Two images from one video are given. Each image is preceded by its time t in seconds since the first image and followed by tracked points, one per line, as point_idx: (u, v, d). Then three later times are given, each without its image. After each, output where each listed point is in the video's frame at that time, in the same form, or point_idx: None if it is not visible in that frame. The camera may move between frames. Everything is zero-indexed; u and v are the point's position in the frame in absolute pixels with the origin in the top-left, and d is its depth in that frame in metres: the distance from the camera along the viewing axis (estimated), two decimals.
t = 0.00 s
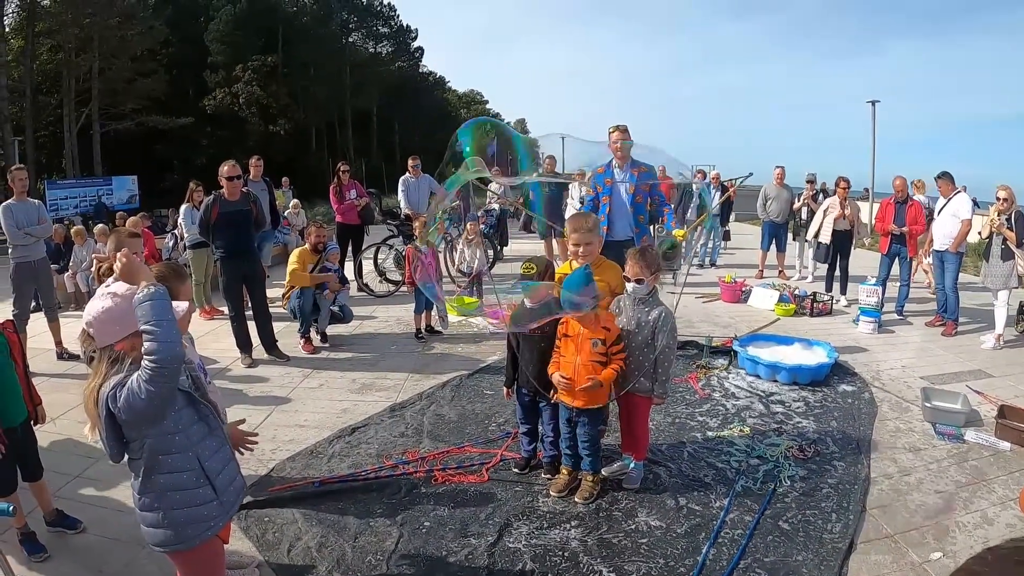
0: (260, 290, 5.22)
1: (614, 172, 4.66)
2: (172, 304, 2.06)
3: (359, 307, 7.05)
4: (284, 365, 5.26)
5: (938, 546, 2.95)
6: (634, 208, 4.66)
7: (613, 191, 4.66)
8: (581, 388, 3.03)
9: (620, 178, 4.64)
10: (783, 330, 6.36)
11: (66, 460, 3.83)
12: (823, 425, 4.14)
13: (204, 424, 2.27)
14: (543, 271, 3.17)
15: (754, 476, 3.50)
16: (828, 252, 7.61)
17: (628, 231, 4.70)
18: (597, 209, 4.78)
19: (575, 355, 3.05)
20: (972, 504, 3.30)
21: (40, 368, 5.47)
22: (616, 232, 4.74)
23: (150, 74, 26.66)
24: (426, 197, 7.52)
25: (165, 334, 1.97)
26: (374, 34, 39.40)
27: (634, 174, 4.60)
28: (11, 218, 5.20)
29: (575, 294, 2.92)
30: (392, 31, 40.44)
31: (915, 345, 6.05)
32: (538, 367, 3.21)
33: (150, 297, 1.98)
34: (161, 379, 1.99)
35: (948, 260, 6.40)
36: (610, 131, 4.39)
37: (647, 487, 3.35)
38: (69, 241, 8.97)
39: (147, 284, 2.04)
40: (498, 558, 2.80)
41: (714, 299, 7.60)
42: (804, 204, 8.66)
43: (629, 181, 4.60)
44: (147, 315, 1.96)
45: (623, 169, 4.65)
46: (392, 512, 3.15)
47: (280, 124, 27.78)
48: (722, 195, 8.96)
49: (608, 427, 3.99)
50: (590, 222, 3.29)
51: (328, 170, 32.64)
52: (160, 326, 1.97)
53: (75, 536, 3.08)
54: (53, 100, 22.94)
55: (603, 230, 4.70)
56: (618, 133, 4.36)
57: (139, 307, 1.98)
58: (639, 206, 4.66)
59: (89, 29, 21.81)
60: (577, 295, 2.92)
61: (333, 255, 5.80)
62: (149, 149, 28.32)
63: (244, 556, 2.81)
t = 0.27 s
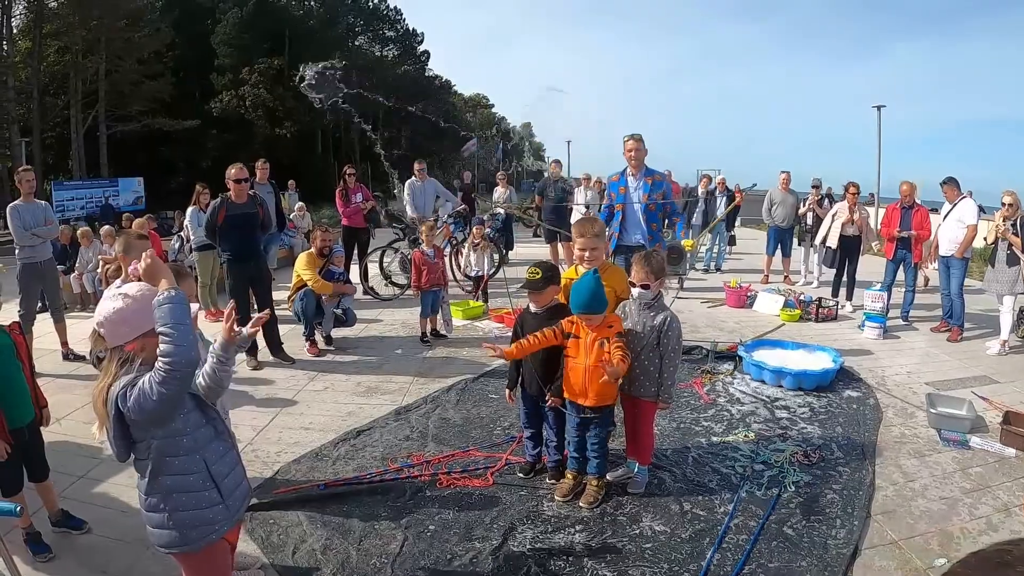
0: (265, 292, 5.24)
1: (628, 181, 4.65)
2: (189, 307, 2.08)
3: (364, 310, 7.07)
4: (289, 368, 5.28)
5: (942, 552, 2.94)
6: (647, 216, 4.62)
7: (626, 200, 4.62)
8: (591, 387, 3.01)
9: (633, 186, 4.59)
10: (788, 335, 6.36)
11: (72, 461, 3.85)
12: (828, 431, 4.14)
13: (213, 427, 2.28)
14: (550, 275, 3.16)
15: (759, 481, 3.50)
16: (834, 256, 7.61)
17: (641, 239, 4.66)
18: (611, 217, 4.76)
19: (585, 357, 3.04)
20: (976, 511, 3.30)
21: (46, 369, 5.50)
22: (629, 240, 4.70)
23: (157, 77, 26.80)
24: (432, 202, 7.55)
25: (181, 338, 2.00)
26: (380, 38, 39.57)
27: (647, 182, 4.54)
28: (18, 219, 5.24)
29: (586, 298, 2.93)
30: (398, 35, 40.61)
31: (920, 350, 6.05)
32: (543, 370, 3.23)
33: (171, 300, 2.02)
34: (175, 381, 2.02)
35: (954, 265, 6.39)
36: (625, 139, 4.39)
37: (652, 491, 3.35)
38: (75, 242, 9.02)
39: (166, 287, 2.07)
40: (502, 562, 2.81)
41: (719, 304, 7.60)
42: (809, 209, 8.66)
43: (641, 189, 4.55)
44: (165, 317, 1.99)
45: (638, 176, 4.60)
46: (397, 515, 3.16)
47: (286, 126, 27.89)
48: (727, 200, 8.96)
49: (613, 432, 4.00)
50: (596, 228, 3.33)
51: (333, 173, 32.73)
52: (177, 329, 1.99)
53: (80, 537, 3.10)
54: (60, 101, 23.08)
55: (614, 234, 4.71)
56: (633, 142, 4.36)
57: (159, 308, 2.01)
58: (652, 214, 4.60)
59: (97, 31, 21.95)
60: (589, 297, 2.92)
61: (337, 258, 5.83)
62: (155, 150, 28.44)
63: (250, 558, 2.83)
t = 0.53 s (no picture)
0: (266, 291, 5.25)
1: (632, 180, 4.65)
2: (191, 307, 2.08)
3: (365, 309, 7.07)
4: (291, 367, 5.28)
5: (943, 552, 2.95)
6: (650, 216, 4.65)
7: (631, 199, 4.63)
8: (588, 388, 3.02)
9: (638, 185, 4.61)
10: (789, 335, 6.36)
11: (74, 461, 3.86)
12: (829, 430, 4.14)
13: (215, 427, 2.29)
14: (551, 275, 3.15)
15: (760, 481, 3.50)
16: (839, 254, 7.63)
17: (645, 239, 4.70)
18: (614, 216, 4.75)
19: (582, 357, 3.04)
20: (977, 510, 3.30)
21: (48, 368, 5.51)
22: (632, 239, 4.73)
23: (158, 76, 26.81)
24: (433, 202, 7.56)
25: (183, 338, 2.00)
26: (381, 37, 39.57)
27: (652, 181, 4.58)
28: (19, 219, 5.24)
29: (589, 298, 2.93)
30: (399, 34, 40.62)
31: (922, 349, 6.04)
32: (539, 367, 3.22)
33: (173, 301, 2.02)
34: (176, 381, 2.02)
35: (955, 265, 6.39)
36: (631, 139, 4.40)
37: (653, 490, 3.36)
38: (77, 241, 9.03)
39: (169, 288, 2.08)
40: (504, 561, 2.81)
41: (720, 303, 7.60)
42: (810, 208, 8.65)
43: (646, 189, 4.58)
44: (168, 317, 1.99)
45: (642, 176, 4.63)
46: (399, 514, 3.17)
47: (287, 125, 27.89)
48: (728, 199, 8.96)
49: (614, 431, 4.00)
50: (598, 227, 3.33)
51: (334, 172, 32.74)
52: (180, 330, 1.99)
53: (82, 536, 3.10)
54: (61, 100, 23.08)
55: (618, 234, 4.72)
56: (639, 142, 4.36)
57: (161, 309, 2.01)
58: (655, 213, 4.63)
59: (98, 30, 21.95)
60: (591, 298, 2.93)
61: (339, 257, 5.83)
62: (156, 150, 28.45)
63: (252, 558, 2.83)
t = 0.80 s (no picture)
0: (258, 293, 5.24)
1: (617, 173, 4.64)
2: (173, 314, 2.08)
3: (360, 309, 7.05)
4: (286, 368, 5.26)
5: (942, 538, 2.95)
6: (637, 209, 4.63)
7: (617, 191, 4.61)
8: (582, 383, 3.00)
9: (623, 178, 4.60)
10: (784, 324, 6.36)
11: (70, 467, 3.83)
12: (825, 418, 4.14)
13: (206, 431, 2.24)
14: (542, 270, 3.15)
15: (757, 470, 3.50)
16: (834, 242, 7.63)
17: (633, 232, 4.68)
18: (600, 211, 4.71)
19: (577, 352, 3.02)
20: (975, 495, 3.30)
21: (43, 376, 5.48)
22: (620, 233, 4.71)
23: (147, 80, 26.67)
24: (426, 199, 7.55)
25: (164, 347, 1.98)
26: (370, 35, 39.45)
27: (635, 173, 4.59)
28: (9, 226, 5.19)
29: (583, 291, 2.91)
30: (388, 32, 40.51)
31: (917, 336, 6.05)
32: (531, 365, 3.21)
33: (153, 309, 1.99)
34: (160, 390, 2.01)
35: (948, 251, 6.40)
36: (616, 130, 4.37)
37: (651, 482, 3.35)
38: (69, 247, 8.98)
39: (150, 296, 2.07)
40: (502, 557, 2.80)
41: (715, 294, 7.60)
42: (803, 197, 8.66)
43: (630, 181, 4.57)
44: (149, 327, 1.98)
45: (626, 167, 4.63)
46: (396, 513, 3.15)
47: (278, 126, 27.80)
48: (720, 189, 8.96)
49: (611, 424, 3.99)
50: (589, 221, 3.33)
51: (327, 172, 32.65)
52: (160, 338, 1.98)
53: (80, 543, 3.09)
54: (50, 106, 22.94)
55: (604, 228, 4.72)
56: (623, 133, 4.34)
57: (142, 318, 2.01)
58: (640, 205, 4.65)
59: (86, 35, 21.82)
60: (584, 292, 2.91)
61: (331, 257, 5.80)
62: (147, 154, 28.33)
63: (250, 560, 2.82)
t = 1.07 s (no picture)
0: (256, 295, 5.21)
1: (606, 173, 4.67)
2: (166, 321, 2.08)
3: (358, 311, 7.05)
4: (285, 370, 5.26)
5: (940, 540, 2.95)
6: (626, 209, 4.67)
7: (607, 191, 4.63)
8: (581, 386, 3.00)
9: (613, 178, 4.63)
10: (783, 327, 6.36)
11: (69, 469, 3.83)
12: (824, 421, 4.14)
13: (200, 434, 2.24)
14: (538, 273, 3.16)
15: (755, 473, 3.50)
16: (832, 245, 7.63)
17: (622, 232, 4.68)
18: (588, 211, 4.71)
19: (575, 356, 3.02)
20: (974, 498, 3.31)
21: (42, 377, 5.47)
22: (610, 235, 4.69)
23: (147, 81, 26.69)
24: (425, 201, 7.55)
25: (153, 353, 1.99)
26: (370, 38, 39.54)
27: (625, 173, 4.62)
28: (9, 227, 5.18)
29: (580, 293, 2.92)
30: (388, 35, 40.60)
31: (916, 339, 6.05)
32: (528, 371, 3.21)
33: (143, 316, 2.01)
34: (150, 397, 2.01)
35: (947, 254, 6.41)
36: (605, 130, 4.38)
37: (648, 485, 3.35)
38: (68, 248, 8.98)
39: (141, 302, 2.07)
40: (500, 560, 2.80)
41: (714, 297, 7.60)
42: (801, 200, 8.67)
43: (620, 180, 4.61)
44: (138, 333, 1.99)
45: (615, 167, 4.64)
46: (395, 515, 3.15)
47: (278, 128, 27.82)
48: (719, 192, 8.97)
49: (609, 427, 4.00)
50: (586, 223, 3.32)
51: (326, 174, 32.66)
52: (149, 344, 1.99)
53: (79, 544, 3.08)
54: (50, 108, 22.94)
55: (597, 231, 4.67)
56: (613, 133, 4.35)
57: (133, 324, 2.01)
58: (630, 206, 4.67)
59: (86, 37, 21.84)
60: (583, 295, 2.91)
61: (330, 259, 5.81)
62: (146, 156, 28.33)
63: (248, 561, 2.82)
